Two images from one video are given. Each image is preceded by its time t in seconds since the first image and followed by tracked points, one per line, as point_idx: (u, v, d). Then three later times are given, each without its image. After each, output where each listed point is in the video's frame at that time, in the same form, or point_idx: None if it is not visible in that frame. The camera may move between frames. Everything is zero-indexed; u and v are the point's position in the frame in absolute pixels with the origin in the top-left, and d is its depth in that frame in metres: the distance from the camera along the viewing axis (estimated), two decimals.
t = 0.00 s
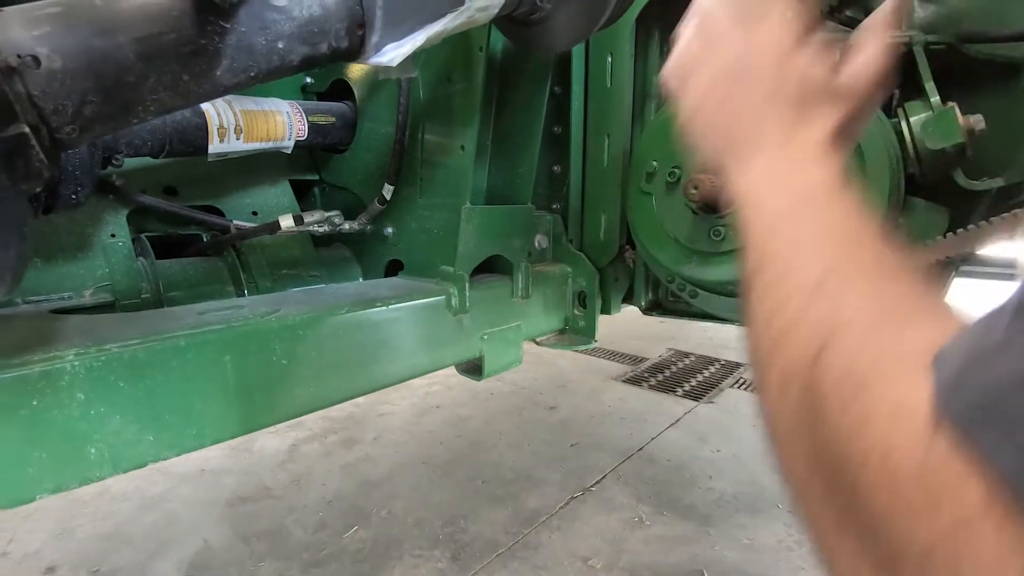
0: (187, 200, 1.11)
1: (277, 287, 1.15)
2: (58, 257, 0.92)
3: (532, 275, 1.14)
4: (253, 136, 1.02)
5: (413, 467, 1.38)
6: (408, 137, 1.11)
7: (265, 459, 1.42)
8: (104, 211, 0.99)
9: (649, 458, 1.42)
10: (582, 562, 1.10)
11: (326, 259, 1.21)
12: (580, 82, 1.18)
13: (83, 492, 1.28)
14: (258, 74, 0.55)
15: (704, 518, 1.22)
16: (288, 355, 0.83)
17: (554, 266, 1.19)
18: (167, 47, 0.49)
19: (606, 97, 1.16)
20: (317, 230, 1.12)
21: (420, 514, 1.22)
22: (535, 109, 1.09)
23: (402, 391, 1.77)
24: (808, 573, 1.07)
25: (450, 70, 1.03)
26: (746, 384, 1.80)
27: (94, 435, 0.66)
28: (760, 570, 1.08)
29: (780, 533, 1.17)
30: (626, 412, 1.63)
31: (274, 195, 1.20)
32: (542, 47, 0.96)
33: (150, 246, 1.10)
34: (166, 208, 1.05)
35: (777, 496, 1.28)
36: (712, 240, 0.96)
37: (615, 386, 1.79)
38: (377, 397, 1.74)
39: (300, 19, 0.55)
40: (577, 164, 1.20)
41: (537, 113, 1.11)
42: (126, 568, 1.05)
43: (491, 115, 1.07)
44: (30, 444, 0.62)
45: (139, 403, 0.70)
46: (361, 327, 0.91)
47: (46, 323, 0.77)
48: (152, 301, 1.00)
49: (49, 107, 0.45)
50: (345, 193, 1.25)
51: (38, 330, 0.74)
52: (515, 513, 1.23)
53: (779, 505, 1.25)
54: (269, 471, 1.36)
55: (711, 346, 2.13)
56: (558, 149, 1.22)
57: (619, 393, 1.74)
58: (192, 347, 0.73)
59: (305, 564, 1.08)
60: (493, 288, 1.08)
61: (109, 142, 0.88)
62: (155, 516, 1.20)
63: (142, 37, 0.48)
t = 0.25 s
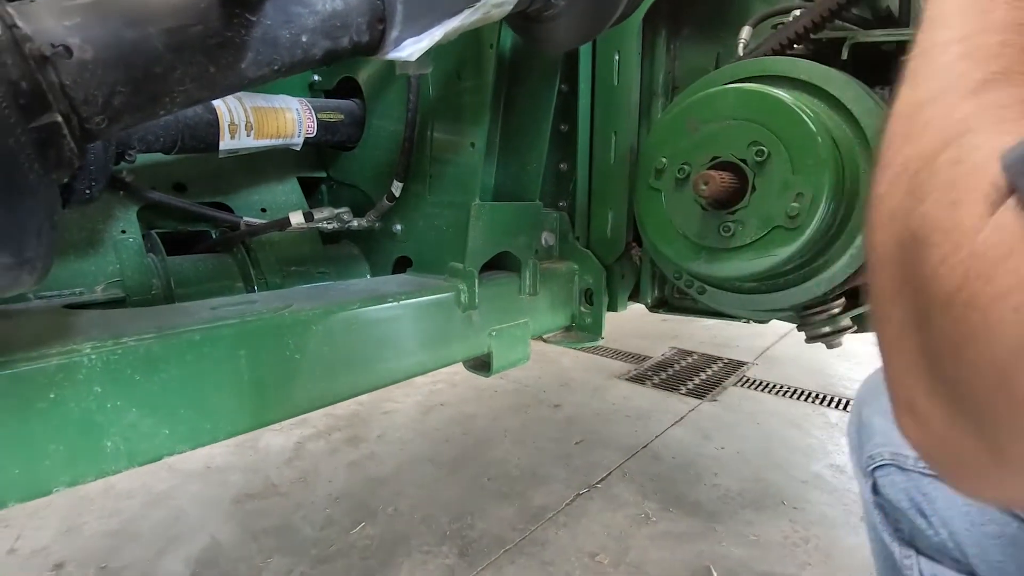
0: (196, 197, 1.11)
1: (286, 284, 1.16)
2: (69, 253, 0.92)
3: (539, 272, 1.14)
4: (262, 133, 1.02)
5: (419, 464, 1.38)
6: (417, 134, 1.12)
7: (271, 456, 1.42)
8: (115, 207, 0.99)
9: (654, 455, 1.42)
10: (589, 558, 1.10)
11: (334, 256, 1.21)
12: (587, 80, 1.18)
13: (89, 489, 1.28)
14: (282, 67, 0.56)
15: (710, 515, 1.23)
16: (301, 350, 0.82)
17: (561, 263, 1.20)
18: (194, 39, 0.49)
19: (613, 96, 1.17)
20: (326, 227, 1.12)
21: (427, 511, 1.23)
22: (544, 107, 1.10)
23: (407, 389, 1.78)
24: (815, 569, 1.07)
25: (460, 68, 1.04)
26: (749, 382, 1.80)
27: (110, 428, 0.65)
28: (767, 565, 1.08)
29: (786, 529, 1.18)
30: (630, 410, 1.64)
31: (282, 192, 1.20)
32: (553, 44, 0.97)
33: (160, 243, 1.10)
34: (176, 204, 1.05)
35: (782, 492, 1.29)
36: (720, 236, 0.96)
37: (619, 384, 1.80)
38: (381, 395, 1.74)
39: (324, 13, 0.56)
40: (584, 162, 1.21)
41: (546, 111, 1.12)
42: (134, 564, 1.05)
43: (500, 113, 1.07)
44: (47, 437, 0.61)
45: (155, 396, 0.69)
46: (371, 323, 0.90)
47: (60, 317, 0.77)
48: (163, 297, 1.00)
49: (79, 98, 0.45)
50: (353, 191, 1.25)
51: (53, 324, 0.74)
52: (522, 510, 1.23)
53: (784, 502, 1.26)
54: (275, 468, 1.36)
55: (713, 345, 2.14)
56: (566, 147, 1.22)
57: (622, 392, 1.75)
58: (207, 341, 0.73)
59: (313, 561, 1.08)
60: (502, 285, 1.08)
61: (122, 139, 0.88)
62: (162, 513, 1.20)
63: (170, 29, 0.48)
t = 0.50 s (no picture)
0: (199, 194, 1.11)
1: (289, 282, 1.16)
2: (72, 250, 0.92)
3: (542, 269, 1.14)
4: (265, 130, 1.02)
5: (421, 463, 1.38)
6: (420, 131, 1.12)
7: (272, 455, 1.41)
8: (118, 204, 0.99)
9: (656, 454, 1.42)
10: (592, 556, 1.10)
11: (336, 254, 1.21)
12: (590, 77, 1.18)
13: (91, 488, 1.27)
14: (289, 60, 0.56)
15: (713, 513, 1.23)
16: (305, 347, 0.82)
17: (563, 261, 1.20)
18: (204, 32, 0.49)
19: (616, 94, 1.17)
20: (329, 224, 1.12)
21: (429, 509, 1.22)
22: (547, 105, 1.10)
23: (408, 388, 1.78)
24: (818, 566, 1.07)
25: (464, 65, 1.04)
26: (750, 381, 1.81)
27: (114, 424, 0.64)
28: (770, 563, 1.08)
29: (789, 527, 1.18)
30: (631, 409, 1.64)
31: (284, 189, 1.20)
32: (558, 41, 0.97)
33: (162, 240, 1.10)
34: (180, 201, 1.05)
35: (784, 490, 1.29)
36: (724, 232, 1.00)
37: (620, 383, 1.80)
38: (383, 394, 1.74)
39: (331, 7, 0.56)
40: (587, 160, 1.21)
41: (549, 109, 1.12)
42: (136, 562, 1.05)
43: (503, 110, 1.08)
44: (51, 433, 0.59)
45: (160, 393, 0.67)
46: (375, 320, 0.90)
47: (63, 313, 0.77)
48: (166, 293, 0.99)
49: (89, 89, 0.45)
50: (355, 189, 1.25)
51: (57, 318, 0.74)
52: (525, 508, 1.23)
53: (786, 500, 1.26)
54: (276, 467, 1.36)
55: (714, 344, 2.14)
56: (568, 145, 1.23)
57: (623, 391, 1.75)
58: (213, 336, 0.72)
59: (316, 559, 1.08)
60: (505, 283, 1.08)
61: (125, 134, 0.87)
62: (164, 511, 1.20)
63: (181, 21, 0.48)
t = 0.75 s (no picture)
0: (197, 190, 1.11)
1: (288, 278, 1.15)
2: (70, 246, 0.92)
3: (542, 266, 1.14)
4: (264, 125, 1.01)
5: (421, 461, 1.38)
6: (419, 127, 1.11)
7: (271, 453, 1.41)
8: (115, 200, 0.98)
9: (656, 452, 1.42)
10: (593, 555, 1.09)
11: (335, 251, 1.21)
12: (591, 73, 1.18)
13: (88, 487, 1.27)
14: (289, 50, 0.56)
15: (714, 511, 1.22)
16: (305, 344, 0.81)
17: (563, 258, 1.19)
18: (202, 18, 0.49)
19: (616, 90, 1.16)
20: (329, 221, 1.12)
21: (429, 507, 1.22)
22: (548, 101, 1.10)
23: (407, 387, 1.77)
24: (819, 564, 1.07)
25: (464, 60, 1.03)
26: (751, 380, 1.80)
27: (112, 420, 0.63)
28: (771, 561, 1.08)
29: (790, 525, 1.17)
30: (631, 407, 1.63)
31: (283, 186, 1.19)
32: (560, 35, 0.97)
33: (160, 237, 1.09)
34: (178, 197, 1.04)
35: (785, 489, 1.28)
36: (726, 228, 1.00)
37: (620, 381, 1.79)
38: (382, 392, 1.74)
39: None
40: (587, 156, 1.20)
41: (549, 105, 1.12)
42: (134, 560, 1.04)
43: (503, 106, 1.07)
44: (48, 429, 0.59)
45: (158, 388, 0.67)
46: (375, 317, 0.89)
47: (60, 308, 0.76)
48: (164, 290, 0.98)
49: (85, 75, 0.45)
50: (354, 185, 1.25)
51: (53, 313, 0.74)
52: (525, 506, 1.23)
53: (787, 498, 1.25)
54: (275, 465, 1.35)
55: (713, 343, 2.13)
56: (568, 142, 1.22)
57: (623, 389, 1.74)
58: (211, 332, 0.71)
59: (315, 557, 1.07)
60: (505, 279, 1.08)
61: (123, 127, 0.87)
62: (162, 510, 1.19)
63: (180, 7, 0.48)
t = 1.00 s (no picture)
0: (193, 186, 1.10)
1: (285, 276, 1.14)
2: (64, 242, 0.90)
3: (542, 264, 1.13)
4: (262, 121, 1.00)
5: (419, 460, 1.37)
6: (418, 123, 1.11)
7: (268, 453, 1.40)
8: (110, 196, 0.97)
9: (655, 450, 1.41)
10: (593, 553, 1.09)
11: (333, 248, 1.20)
12: (590, 69, 1.17)
13: (84, 487, 1.25)
14: (287, 38, 0.56)
15: (714, 510, 1.22)
16: (303, 341, 0.80)
17: (562, 255, 1.19)
18: (197, 4, 0.49)
19: (616, 86, 1.16)
20: (326, 217, 1.11)
21: (427, 506, 1.21)
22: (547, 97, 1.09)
23: (405, 386, 1.76)
24: (820, 562, 1.06)
25: (463, 55, 1.02)
26: (750, 378, 1.80)
27: (106, 417, 0.62)
28: (771, 560, 1.07)
29: (790, 523, 1.17)
30: (630, 406, 1.63)
31: (280, 183, 1.18)
32: (560, 29, 0.96)
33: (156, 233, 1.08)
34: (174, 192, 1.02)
35: (785, 487, 1.28)
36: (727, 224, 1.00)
37: (619, 380, 1.79)
38: (379, 392, 1.73)
39: None
40: (587, 152, 1.20)
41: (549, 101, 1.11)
42: (130, 561, 1.03)
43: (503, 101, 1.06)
44: (41, 426, 0.58)
45: (153, 385, 0.66)
46: (373, 313, 0.88)
47: (54, 304, 0.75)
48: (161, 286, 0.98)
49: (77, 60, 0.44)
50: (352, 182, 1.24)
51: (47, 309, 0.73)
52: (524, 505, 1.22)
53: (787, 496, 1.25)
54: (273, 465, 1.34)
55: (712, 342, 2.13)
56: (567, 138, 1.22)
57: (622, 388, 1.74)
58: (207, 328, 0.70)
59: (313, 557, 1.06)
60: (504, 277, 1.07)
61: (117, 120, 0.87)
62: (158, 510, 1.18)
63: None
